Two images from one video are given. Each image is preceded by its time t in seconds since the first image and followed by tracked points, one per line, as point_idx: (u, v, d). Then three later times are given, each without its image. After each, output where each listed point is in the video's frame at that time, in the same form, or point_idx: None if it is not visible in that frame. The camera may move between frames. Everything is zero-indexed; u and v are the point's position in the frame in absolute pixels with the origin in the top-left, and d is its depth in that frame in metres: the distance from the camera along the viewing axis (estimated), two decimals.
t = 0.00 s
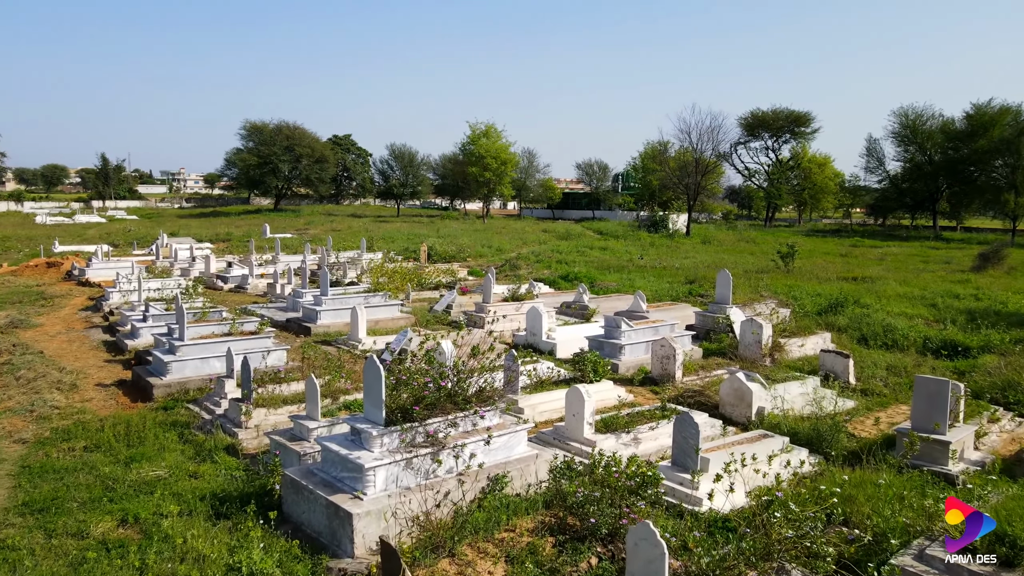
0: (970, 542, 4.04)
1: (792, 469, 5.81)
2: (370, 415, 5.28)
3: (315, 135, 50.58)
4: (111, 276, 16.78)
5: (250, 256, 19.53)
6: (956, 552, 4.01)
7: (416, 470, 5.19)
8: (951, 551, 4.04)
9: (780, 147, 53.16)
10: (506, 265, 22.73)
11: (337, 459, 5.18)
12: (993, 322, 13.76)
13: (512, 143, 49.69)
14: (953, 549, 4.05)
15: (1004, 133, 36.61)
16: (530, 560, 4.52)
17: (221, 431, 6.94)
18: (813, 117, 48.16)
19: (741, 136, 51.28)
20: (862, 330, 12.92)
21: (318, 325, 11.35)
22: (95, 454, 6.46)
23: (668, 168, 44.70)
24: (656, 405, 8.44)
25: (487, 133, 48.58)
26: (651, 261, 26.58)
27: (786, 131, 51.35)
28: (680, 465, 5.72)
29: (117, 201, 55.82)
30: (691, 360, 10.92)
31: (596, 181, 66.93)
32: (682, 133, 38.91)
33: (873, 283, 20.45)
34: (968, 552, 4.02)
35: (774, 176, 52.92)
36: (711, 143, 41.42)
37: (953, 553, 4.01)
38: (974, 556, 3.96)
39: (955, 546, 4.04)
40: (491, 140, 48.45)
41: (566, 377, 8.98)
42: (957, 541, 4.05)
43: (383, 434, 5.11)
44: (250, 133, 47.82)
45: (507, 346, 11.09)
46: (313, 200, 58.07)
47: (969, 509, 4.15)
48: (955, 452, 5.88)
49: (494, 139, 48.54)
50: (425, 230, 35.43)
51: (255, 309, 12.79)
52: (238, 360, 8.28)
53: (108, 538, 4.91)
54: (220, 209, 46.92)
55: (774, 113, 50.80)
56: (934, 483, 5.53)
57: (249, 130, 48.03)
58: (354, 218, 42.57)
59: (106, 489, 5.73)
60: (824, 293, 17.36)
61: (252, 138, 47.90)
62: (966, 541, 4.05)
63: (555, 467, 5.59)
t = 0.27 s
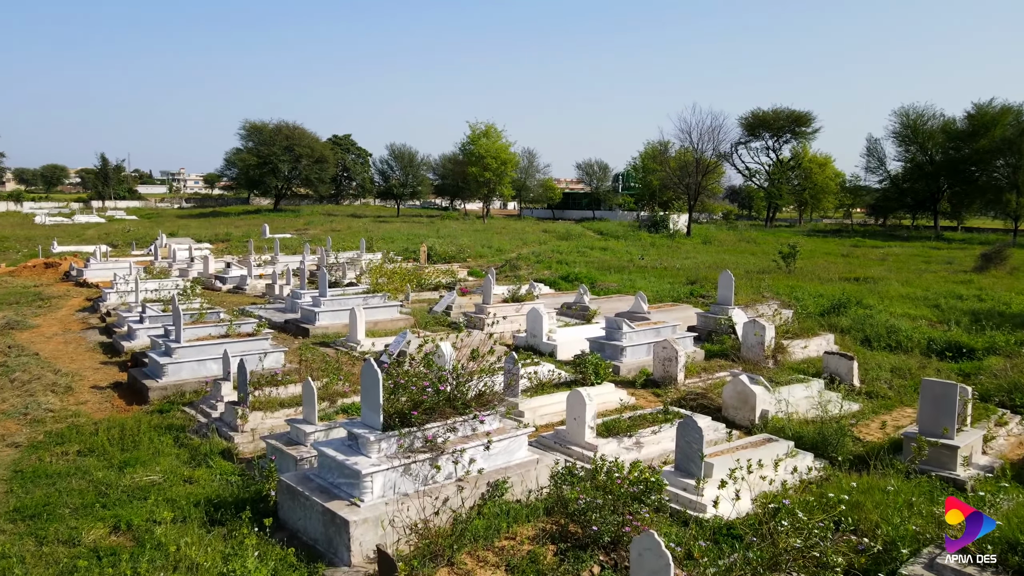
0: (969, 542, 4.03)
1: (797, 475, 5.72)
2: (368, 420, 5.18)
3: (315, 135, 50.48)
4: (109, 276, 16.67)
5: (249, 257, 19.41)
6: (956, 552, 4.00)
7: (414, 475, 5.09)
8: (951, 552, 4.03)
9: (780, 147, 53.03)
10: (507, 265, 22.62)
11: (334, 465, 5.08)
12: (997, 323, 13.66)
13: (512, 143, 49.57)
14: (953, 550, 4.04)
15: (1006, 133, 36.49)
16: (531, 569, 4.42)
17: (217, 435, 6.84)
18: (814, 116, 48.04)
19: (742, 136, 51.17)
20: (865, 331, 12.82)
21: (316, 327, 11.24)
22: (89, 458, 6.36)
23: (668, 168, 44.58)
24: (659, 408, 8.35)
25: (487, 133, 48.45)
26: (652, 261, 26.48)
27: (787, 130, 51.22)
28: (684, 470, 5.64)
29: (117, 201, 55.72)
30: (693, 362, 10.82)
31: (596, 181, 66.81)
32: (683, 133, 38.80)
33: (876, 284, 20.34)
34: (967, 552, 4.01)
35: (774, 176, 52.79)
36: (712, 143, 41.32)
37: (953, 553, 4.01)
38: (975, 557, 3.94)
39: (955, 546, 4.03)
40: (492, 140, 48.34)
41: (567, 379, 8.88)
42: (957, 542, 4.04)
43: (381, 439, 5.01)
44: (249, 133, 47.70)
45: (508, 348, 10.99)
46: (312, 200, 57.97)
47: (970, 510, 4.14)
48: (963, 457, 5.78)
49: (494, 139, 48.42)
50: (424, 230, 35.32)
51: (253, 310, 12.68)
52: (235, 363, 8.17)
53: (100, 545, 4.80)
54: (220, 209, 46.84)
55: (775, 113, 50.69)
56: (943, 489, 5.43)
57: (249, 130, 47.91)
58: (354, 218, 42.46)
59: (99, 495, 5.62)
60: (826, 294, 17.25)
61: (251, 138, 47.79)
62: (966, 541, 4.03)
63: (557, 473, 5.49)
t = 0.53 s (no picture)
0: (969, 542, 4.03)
1: (802, 480, 5.65)
2: (366, 424, 5.11)
3: (315, 135, 50.39)
4: (107, 277, 16.57)
5: (248, 257, 19.32)
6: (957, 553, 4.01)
7: (413, 480, 5.01)
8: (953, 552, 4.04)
9: (781, 147, 52.92)
10: (507, 266, 22.52)
11: (330, 469, 5.00)
12: (1001, 323, 13.57)
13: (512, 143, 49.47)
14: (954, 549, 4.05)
15: (1008, 132, 36.38)
16: None
17: (214, 438, 6.75)
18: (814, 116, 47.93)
19: (742, 136, 51.08)
20: (868, 332, 12.73)
21: (315, 328, 11.15)
22: (83, 462, 6.26)
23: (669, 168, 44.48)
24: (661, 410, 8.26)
25: (487, 133, 48.33)
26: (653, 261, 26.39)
27: (787, 130, 51.11)
28: (687, 475, 5.55)
29: (116, 201, 55.63)
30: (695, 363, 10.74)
31: (596, 181, 66.70)
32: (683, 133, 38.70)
33: (878, 284, 20.24)
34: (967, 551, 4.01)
35: (775, 176, 52.68)
36: (712, 142, 41.23)
37: (954, 553, 4.03)
38: (974, 556, 3.95)
39: (955, 546, 4.03)
40: (492, 140, 48.23)
41: (568, 381, 8.79)
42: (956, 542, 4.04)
43: (379, 443, 4.94)
44: (249, 133, 47.60)
45: (508, 349, 10.90)
46: (312, 200, 57.90)
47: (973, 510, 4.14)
48: (971, 461, 5.70)
49: (494, 139, 48.31)
50: (424, 230, 35.22)
51: (252, 311, 12.60)
52: (232, 365, 8.08)
53: (92, 552, 4.72)
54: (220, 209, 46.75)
55: (775, 113, 50.59)
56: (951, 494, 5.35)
57: (248, 130, 47.81)
58: (353, 218, 42.37)
59: (93, 500, 5.53)
60: (828, 295, 17.16)
61: (251, 138, 47.71)
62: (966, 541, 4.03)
63: (558, 478, 5.41)
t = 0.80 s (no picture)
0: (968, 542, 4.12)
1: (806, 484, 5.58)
2: (364, 428, 5.04)
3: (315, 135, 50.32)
4: (105, 277, 16.49)
5: (247, 258, 19.24)
6: (956, 552, 4.07)
7: (411, 485, 4.94)
8: (952, 552, 4.10)
9: (781, 147, 52.82)
10: (507, 266, 22.44)
11: (327, 474, 4.93)
12: (1004, 324, 13.50)
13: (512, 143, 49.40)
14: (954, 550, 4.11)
15: (1008, 132, 36.29)
16: None
17: (210, 441, 6.67)
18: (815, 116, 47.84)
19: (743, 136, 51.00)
20: (871, 334, 12.67)
21: (314, 329, 11.08)
22: (78, 465, 6.18)
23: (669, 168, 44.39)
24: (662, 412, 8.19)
25: (487, 133, 48.24)
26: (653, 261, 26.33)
27: (788, 130, 51.03)
28: (690, 479, 5.48)
29: (116, 201, 55.57)
30: (697, 365, 10.67)
31: (596, 181, 66.62)
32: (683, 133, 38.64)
33: (879, 285, 20.16)
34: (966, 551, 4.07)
35: (775, 176, 52.60)
36: (713, 142, 41.17)
37: (953, 553, 4.08)
38: (973, 555, 4.00)
39: (954, 545, 4.11)
40: (492, 140, 48.15)
41: (569, 383, 8.72)
42: (955, 541, 4.13)
43: (377, 447, 4.88)
44: (248, 133, 47.52)
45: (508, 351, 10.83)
46: (312, 201, 57.84)
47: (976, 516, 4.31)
48: (978, 464, 5.63)
49: (494, 139, 48.24)
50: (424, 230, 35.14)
51: (250, 312, 12.51)
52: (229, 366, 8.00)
53: (86, 558, 4.63)
54: (219, 209, 46.68)
55: (776, 113, 50.51)
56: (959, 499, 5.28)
57: (248, 130, 47.74)
58: (353, 219, 42.31)
59: (87, 504, 5.44)
60: (830, 295, 17.09)
61: (251, 138, 47.64)
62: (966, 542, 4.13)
63: (559, 482, 5.34)
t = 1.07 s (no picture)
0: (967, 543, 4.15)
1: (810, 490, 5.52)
2: (361, 431, 4.97)
3: (315, 135, 50.28)
4: (104, 277, 16.42)
5: (246, 258, 19.17)
6: (956, 552, 4.07)
7: (410, 489, 4.86)
8: (952, 552, 4.10)
9: (782, 147, 52.75)
10: (507, 266, 22.36)
11: (324, 478, 4.86)
12: (1007, 325, 13.43)
13: (512, 143, 49.33)
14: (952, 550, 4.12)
15: (1009, 132, 36.20)
16: None
17: (206, 444, 6.59)
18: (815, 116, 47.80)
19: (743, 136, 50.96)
20: (873, 335, 12.61)
21: (312, 330, 11.00)
22: (72, 469, 6.10)
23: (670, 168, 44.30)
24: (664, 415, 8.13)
25: (487, 133, 48.16)
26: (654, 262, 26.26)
27: (788, 130, 50.95)
28: (693, 484, 5.42)
29: (115, 201, 55.53)
30: (698, 366, 10.60)
31: (596, 181, 66.53)
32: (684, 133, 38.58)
33: (881, 285, 20.09)
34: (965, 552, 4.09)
35: (776, 176, 52.52)
36: (714, 142, 41.12)
37: (953, 553, 4.08)
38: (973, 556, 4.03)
39: (954, 546, 4.12)
40: (492, 140, 48.06)
41: (569, 385, 8.65)
42: (954, 542, 4.14)
43: (375, 452, 4.81)
44: (248, 133, 47.49)
45: (508, 352, 10.76)
46: (312, 201, 57.77)
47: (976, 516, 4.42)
48: (985, 468, 5.56)
49: (494, 139, 48.16)
50: (424, 230, 35.07)
51: (249, 313, 12.43)
52: (226, 368, 7.92)
53: (78, 564, 4.56)
54: (219, 210, 46.62)
55: (776, 113, 50.44)
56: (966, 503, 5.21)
57: (248, 130, 47.70)
58: (353, 219, 42.23)
59: (80, 509, 5.36)
60: (831, 296, 17.03)
61: (251, 138, 47.62)
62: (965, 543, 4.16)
63: (559, 487, 5.26)
